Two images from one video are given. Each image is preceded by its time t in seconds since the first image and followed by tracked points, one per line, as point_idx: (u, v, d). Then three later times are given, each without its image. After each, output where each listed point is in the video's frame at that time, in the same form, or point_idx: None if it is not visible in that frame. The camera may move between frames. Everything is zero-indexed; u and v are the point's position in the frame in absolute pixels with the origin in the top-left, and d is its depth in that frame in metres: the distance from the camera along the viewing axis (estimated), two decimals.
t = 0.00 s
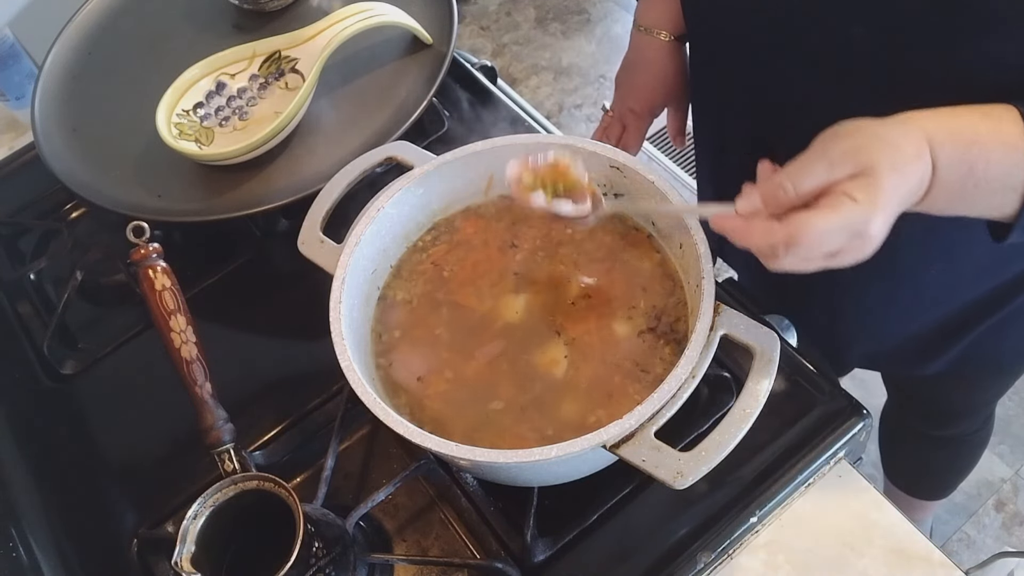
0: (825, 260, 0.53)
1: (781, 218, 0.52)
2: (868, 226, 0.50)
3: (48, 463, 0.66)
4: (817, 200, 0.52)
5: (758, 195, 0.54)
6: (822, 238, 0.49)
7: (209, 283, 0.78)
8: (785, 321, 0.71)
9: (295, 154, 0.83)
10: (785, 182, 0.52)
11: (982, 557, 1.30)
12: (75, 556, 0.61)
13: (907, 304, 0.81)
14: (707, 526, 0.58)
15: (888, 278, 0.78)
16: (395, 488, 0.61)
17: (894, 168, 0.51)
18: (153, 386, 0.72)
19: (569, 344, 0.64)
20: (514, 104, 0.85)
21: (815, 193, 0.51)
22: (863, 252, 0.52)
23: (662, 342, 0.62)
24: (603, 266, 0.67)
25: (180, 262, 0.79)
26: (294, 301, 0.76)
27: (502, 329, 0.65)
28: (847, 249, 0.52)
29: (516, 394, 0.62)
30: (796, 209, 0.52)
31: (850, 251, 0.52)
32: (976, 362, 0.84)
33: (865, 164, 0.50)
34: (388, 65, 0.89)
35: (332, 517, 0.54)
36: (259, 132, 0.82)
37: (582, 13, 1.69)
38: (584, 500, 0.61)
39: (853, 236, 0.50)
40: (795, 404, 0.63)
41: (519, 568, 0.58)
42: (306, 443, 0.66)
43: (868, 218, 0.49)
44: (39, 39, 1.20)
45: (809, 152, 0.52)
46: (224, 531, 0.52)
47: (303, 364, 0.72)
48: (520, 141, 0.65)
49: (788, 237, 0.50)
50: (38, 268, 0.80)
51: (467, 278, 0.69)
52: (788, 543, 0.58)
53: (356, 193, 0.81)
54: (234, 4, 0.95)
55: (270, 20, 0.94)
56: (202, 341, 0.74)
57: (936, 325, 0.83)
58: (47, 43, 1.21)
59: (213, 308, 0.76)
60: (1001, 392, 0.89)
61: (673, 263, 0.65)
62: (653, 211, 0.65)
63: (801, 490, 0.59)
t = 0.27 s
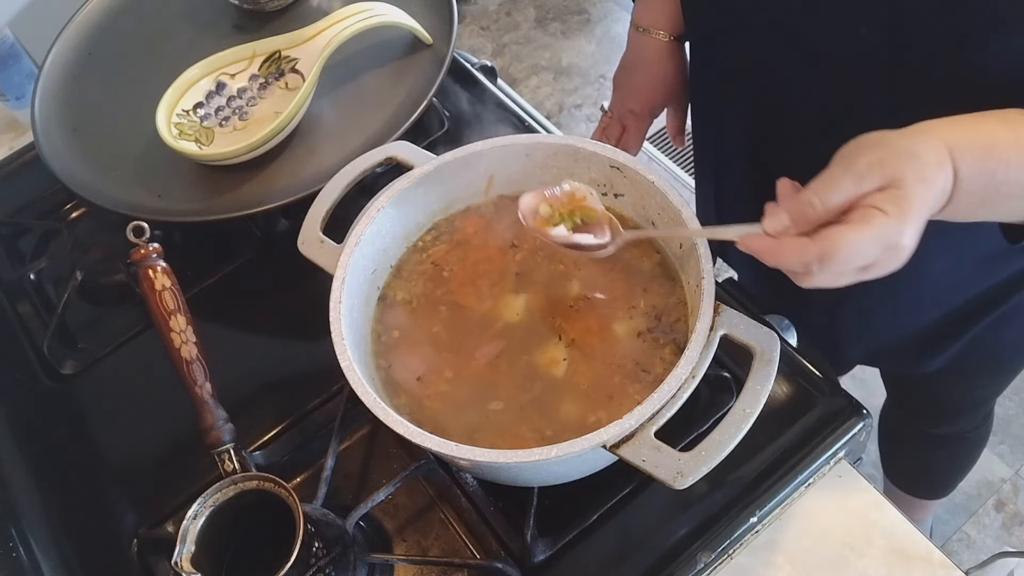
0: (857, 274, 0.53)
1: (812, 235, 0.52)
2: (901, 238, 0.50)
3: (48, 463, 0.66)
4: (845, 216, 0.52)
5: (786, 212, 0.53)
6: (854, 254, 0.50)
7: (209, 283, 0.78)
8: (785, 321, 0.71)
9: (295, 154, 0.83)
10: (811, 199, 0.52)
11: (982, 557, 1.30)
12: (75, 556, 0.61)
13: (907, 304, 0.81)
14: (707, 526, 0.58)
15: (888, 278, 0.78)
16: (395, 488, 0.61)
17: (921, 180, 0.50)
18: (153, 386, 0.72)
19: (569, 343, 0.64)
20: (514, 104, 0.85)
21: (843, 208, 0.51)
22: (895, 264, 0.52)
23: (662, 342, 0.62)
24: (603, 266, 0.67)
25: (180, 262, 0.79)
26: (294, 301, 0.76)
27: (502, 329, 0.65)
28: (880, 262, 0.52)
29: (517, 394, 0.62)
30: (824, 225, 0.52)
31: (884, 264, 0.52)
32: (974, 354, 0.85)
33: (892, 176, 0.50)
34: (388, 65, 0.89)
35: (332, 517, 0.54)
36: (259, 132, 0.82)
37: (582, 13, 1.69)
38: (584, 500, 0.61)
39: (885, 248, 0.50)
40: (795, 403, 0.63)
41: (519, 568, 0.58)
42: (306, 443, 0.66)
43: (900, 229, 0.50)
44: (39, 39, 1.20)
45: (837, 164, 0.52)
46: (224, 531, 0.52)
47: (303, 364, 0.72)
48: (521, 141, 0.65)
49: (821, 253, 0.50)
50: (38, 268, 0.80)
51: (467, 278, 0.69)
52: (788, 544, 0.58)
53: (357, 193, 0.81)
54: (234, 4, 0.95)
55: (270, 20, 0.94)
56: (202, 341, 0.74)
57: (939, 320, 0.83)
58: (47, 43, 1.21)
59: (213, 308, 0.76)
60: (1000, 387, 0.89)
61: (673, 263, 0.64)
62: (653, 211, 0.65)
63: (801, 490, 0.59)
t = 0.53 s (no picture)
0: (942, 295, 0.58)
1: (898, 259, 0.57)
2: (990, 256, 0.55)
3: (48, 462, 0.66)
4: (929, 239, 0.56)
5: (867, 240, 0.57)
6: (947, 275, 0.55)
7: (209, 283, 0.78)
8: (785, 321, 0.71)
9: (295, 154, 0.83)
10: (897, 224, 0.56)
11: (982, 557, 1.30)
12: (75, 556, 0.61)
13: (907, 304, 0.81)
14: (707, 526, 0.58)
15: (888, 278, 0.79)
16: (395, 488, 0.61)
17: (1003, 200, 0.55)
18: (153, 386, 0.72)
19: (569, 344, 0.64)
20: (514, 103, 0.85)
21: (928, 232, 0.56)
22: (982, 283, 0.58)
23: (662, 342, 0.62)
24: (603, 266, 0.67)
25: (180, 262, 0.79)
26: (294, 301, 0.76)
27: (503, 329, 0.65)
28: (968, 281, 0.57)
29: (517, 394, 0.62)
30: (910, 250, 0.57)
31: (973, 284, 0.57)
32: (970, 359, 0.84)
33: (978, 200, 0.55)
34: (388, 65, 0.89)
35: (332, 517, 0.54)
36: (259, 132, 0.82)
37: (582, 13, 1.69)
38: (584, 500, 0.61)
39: (974, 267, 0.55)
40: (795, 404, 0.63)
41: (519, 568, 0.58)
42: (307, 443, 0.67)
43: (986, 247, 0.55)
44: (39, 39, 1.20)
45: (917, 190, 0.56)
46: (224, 531, 0.52)
47: (303, 364, 0.72)
48: (521, 141, 0.65)
49: (915, 280, 0.55)
50: (38, 268, 0.80)
51: (467, 278, 0.69)
52: (788, 544, 0.58)
53: (357, 193, 0.81)
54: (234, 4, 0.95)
55: (270, 20, 0.94)
56: (202, 341, 0.74)
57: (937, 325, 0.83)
58: (47, 44, 1.21)
59: (213, 308, 0.76)
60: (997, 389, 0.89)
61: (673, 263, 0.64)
62: (653, 211, 0.65)
63: (801, 491, 0.59)
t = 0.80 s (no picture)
0: None
1: None
2: None
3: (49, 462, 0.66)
4: None
5: None
6: None
7: (209, 283, 0.78)
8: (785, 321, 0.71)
9: (295, 155, 0.83)
10: None
11: (982, 557, 1.30)
12: (75, 556, 0.61)
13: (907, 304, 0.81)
14: (707, 526, 0.58)
15: (888, 278, 0.79)
16: (395, 488, 0.61)
17: None
18: (154, 386, 0.72)
19: (569, 343, 0.64)
20: (514, 104, 0.85)
21: None
22: None
23: (662, 341, 0.62)
24: (604, 265, 0.67)
25: (180, 262, 0.80)
26: (295, 301, 0.76)
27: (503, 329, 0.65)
28: None
29: (517, 394, 0.62)
30: None
31: None
32: (971, 360, 0.83)
33: None
34: (388, 65, 0.89)
35: (331, 517, 0.54)
36: (259, 132, 0.82)
37: (582, 13, 1.69)
38: (584, 500, 0.61)
39: None
40: (795, 403, 0.63)
41: (519, 568, 0.58)
42: (307, 443, 0.67)
43: None
44: (39, 39, 1.20)
45: None
46: (224, 531, 0.52)
47: (303, 364, 0.72)
48: (521, 141, 0.65)
49: None
50: (38, 268, 0.80)
51: (467, 278, 0.69)
52: (788, 544, 0.58)
53: (357, 193, 0.81)
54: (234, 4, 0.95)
55: (270, 20, 0.94)
56: (202, 341, 0.74)
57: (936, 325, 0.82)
58: (47, 43, 1.21)
59: (213, 308, 0.76)
60: (1000, 396, 0.88)
61: (673, 262, 0.64)
62: (653, 211, 0.65)
63: (801, 491, 0.59)
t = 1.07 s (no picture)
0: None
1: None
2: None
3: (49, 462, 0.66)
4: None
5: None
6: None
7: (208, 283, 0.78)
8: (785, 321, 0.71)
9: (295, 155, 0.83)
10: None
11: (983, 557, 1.30)
12: (75, 556, 0.61)
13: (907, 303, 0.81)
14: (707, 526, 0.58)
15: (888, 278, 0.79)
16: (395, 488, 0.61)
17: None
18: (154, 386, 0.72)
19: (569, 343, 0.64)
20: (514, 104, 0.85)
21: None
22: None
23: (662, 341, 0.62)
24: (604, 265, 0.67)
25: (180, 262, 0.79)
26: (295, 301, 0.76)
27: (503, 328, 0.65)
28: None
29: (517, 394, 0.62)
30: None
31: None
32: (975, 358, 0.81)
33: None
34: (388, 65, 0.89)
35: (331, 517, 0.54)
36: (259, 132, 0.82)
37: (582, 13, 1.69)
38: (584, 501, 0.61)
39: None
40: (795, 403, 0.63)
41: (519, 568, 0.58)
42: (306, 443, 0.67)
43: None
44: (38, 39, 1.20)
45: None
46: (224, 531, 0.52)
47: (302, 364, 0.72)
48: (521, 141, 0.65)
49: None
50: (38, 268, 0.80)
51: (467, 278, 0.69)
52: (788, 544, 0.59)
53: (357, 193, 0.81)
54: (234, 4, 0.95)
55: (270, 20, 0.94)
56: (203, 340, 0.74)
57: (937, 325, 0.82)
58: (47, 43, 1.21)
59: (213, 308, 0.76)
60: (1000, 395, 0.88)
61: (672, 263, 0.64)
62: (652, 211, 0.65)
63: (801, 491, 0.59)
